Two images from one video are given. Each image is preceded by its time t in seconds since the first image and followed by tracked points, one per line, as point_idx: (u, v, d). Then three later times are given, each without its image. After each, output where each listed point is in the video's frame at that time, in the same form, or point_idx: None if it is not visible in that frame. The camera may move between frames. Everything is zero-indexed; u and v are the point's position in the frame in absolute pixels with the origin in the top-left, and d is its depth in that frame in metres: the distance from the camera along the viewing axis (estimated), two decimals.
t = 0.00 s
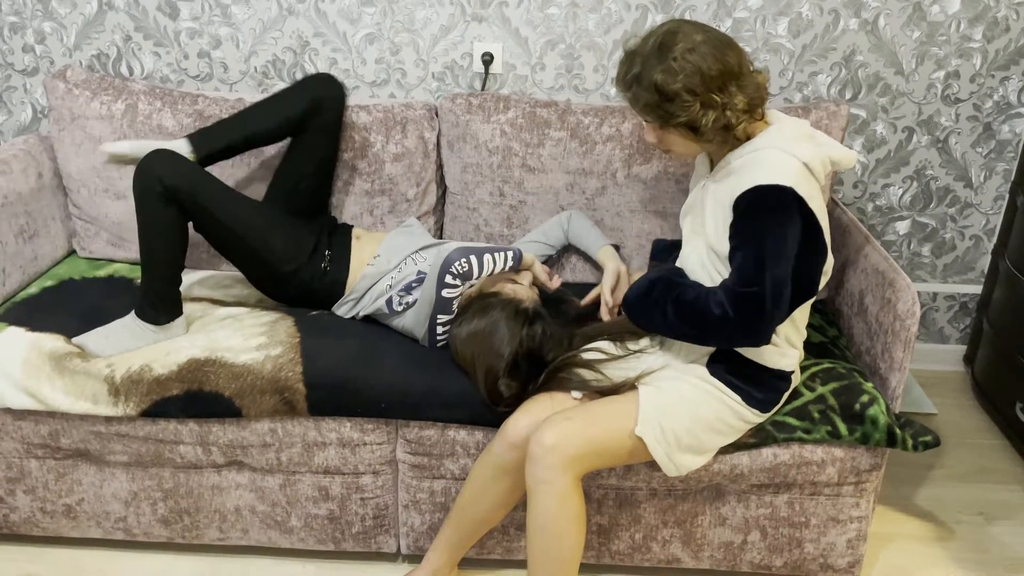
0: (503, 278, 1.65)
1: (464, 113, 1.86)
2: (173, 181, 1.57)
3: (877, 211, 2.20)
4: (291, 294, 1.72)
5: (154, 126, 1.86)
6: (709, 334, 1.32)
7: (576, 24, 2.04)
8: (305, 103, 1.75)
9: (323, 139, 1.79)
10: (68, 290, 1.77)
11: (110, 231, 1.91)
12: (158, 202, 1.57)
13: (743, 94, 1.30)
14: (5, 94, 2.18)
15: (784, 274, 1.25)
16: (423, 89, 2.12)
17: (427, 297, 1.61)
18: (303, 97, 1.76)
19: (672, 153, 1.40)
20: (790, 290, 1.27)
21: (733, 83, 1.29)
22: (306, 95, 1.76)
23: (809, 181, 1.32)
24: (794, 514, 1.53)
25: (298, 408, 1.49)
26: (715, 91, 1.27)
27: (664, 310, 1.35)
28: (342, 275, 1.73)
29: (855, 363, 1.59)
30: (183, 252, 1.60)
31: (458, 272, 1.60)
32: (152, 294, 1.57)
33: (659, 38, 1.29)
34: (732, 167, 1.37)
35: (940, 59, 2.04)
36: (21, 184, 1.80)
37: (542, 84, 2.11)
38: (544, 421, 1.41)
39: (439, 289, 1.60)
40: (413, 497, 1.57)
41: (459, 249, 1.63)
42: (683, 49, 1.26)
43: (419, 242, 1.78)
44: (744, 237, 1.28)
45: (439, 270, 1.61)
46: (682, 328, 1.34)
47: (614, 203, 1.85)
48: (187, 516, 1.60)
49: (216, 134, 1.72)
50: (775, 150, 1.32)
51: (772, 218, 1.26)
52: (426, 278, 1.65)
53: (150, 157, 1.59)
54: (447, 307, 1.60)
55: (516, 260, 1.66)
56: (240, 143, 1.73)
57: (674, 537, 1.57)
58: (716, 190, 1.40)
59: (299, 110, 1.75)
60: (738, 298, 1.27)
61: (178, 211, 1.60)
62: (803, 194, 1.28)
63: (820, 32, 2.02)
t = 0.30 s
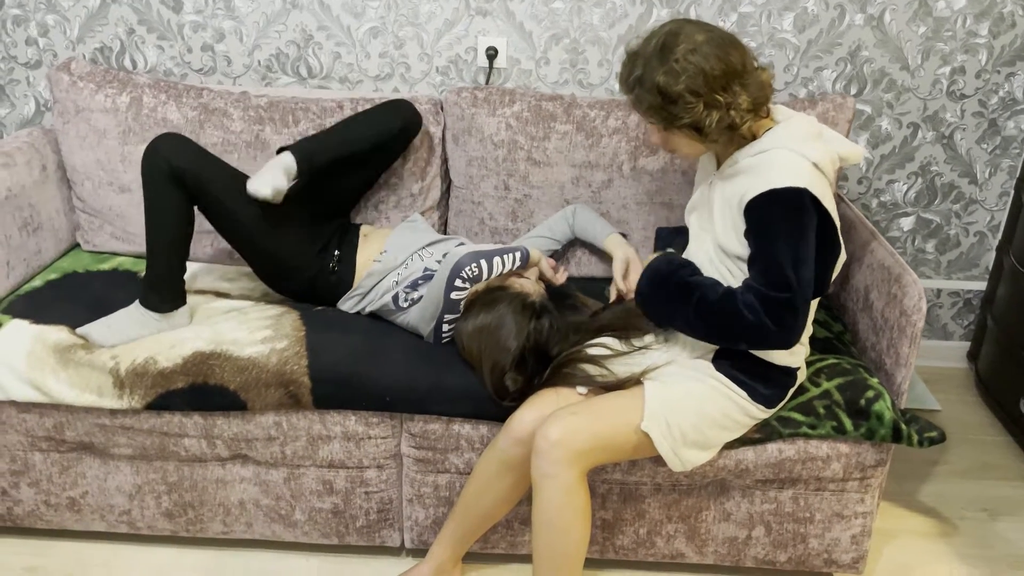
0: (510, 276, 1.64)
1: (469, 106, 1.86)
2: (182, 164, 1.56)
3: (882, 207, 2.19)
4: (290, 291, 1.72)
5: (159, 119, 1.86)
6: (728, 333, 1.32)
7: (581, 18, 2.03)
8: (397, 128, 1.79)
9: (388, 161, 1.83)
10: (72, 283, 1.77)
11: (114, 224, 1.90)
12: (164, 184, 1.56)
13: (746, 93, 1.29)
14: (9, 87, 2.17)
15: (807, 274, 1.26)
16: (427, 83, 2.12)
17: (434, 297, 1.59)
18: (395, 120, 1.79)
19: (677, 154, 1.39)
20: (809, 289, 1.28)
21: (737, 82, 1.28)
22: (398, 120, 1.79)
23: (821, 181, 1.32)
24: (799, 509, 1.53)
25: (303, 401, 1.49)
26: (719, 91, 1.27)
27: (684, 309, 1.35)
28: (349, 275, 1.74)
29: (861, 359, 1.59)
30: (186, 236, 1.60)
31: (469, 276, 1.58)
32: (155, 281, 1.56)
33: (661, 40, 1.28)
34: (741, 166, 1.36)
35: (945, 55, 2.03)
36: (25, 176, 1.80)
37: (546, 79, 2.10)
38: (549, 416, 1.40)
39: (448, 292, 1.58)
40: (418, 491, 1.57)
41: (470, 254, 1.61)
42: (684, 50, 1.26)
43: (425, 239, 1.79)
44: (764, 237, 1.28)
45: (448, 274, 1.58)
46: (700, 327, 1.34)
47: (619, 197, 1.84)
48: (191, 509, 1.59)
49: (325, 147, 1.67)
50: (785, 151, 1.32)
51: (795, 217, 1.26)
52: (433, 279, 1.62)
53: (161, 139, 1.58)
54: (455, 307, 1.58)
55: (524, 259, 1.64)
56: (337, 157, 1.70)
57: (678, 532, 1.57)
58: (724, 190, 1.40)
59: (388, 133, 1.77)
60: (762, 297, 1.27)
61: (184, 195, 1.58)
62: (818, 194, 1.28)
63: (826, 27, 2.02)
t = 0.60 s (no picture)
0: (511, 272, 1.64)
1: (474, 101, 1.86)
2: (181, 151, 1.60)
3: (885, 203, 2.20)
4: (285, 288, 1.72)
5: (163, 113, 1.86)
6: (693, 331, 1.34)
7: (585, 14, 2.03)
8: (373, 113, 1.80)
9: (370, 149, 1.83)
10: (77, 277, 1.77)
11: (118, 219, 1.91)
12: (163, 171, 1.60)
13: (752, 91, 1.29)
14: (13, 82, 2.18)
15: (774, 271, 1.26)
16: (431, 78, 2.12)
17: (437, 302, 1.58)
18: (370, 106, 1.80)
19: (684, 151, 1.39)
20: (779, 287, 1.27)
21: (742, 81, 1.28)
22: (373, 105, 1.80)
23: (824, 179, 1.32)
24: (802, 505, 1.53)
25: (308, 395, 1.49)
26: (724, 90, 1.27)
27: (643, 311, 1.39)
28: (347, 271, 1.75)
29: (865, 355, 1.59)
30: (189, 227, 1.63)
31: (471, 283, 1.56)
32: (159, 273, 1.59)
33: (666, 38, 1.28)
34: (747, 162, 1.37)
35: (950, 51, 2.03)
36: (30, 170, 1.81)
37: (550, 74, 2.10)
38: (554, 411, 1.41)
39: (451, 297, 1.56)
40: (422, 485, 1.57)
41: (471, 259, 1.59)
42: (689, 49, 1.26)
43: (428, 233, 1.78)
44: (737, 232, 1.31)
45: (451, 281, 1.56)
46: (661, 328, 1.37)
47: (623, 192, 1.85)
48: (196, 503, 1.60)
49: (296, 137, 1.70)
50: (789, 148, 1.32)
51: (772, 214, 1.26)
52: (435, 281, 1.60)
53: (166, 129, 1.63)
54: (457, 310, 1.58)
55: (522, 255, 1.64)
56: (311, 146, 1.71)
57: (681, 527, 1.57)
58: (729, 186, 1.40)
59: (363, 119, 1.79)
60: (722, 291, 1.29)
61: (183, 182, 1.61)
62: (814, 194, 1.28)
63: (830, 24, 2.02)
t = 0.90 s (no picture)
0: (511, 270, 1.64)
1: (475, 98, 1.87)
2: (183, 142, 1.61)
3: (886, 201, 2.20)
4: (286, 283, 1.73)
5: (165, 110, 1.86)
6: (690, 330, 1.33)
7: (587, 11, 2.03)
8: (369, 107, 1.81)
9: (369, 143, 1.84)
10: (79, 273, 1.77)
11: (120, 215, 1.91)
12: (166, 160, 1.60)
13: (746, 90, 1.29)
14: (15, 78, 2.18)
15: (773, 267, 1.26)
16: (433, 75, 2.12)
17: (438, 305, 1.58)
18: (366, 100, 1.81)
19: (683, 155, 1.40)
20: (778, 284, 1.27)
21: (735, 80, 1.28)
22: (369, 99, 1.81)
23: (823, 177, 1.32)
24: (802, 502, 1.54)
25: (309, 391, 1.50)
26: (717, 91, 1.26)
27: (639, 312, 1.39)
28: (348, 268, 1.75)
29: (865, 352, 1.60)
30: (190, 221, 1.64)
31: (472, 287, 1.56)
32: (161, 268, 1.59)
33: (655, 45, 1.29)
34: (744, 161, 1.37)
35: (952, 49, 2.03)
36: (33, 166, 1.81)
37: (552, 71, 2.10)
38: (553, 407, 1.41)
39: (451, 300, 1.56)
40: (423, 481, 1.58)
41: (471, 263, 1.58)
42: (678, 54, 1.26)
43: (430, 230, 1.78)
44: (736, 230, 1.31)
45: (451, 286, 1.56)
46: (657, 328, 1.36)
47: (625, 189, 1.85)
48: (197, 498, 1.61)
49: (293, 131, 1.71)
50: (786, 146, 1.32)
51: (771, 212, 1.27)
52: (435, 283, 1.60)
53: (167, 122, 1.63)
54: (457, 313, 1.57)
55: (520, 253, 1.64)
56: (308, 140, 1.73)
57: (681, 524, 1.57)
58: (728, 186, 1.40)
59: (359, 112, 1.80)
60: (721, 287, 1.29)
61: (184, 172, 1.62)
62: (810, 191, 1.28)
63: (832, 21, 2.01)
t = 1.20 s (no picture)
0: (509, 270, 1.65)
1: (475, 97, 1.87)
2: (180, 141, 1.61)
3: (886, 200, 2.20)
4: (285, 282, 1.73)
5: (165, 109, 1.86)
6: (685, 323, 1.33)
7: (587, 10, 2.03)
8: (370, 107, 1.81)
9: (368, 143, 1.84)
10: (79, 272, 1.78)
11: (120, 214, 1.91)
12: (164, 160, 1.61)
13: (741, 87, 1.29)
14: (16, 77, 2.18)
15: (769, 260, 1.26)
16: (433, 74, 2.12)
17: (437, 306, 1.57)
18: (367, 101, 1.81)
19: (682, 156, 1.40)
20: (774, 278, 1.27)
21: (730, 78, 1.28)
22: (370, 100, 1.81)
23: (822, 173, 1.32)
24: (801, 501, 1.54)
25: (308, 390, 1.50)
26: (713, 89, 1.27)
27: (634, 305, 1.38)
28: (347, 267, 1.75)
29: (864, 351, 1.60)
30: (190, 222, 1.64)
31: (471, 289, 1.56)
32: (160, 267, 1.60)
33: (649, 47, 1.29)
34: (743, 159, 1.37)
35: (952, 48, 2.03)
36: (33, 165, 1.81)
37: (551, 70, 2.10)
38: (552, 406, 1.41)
39: (449, 303, 1.56)
40: (423, 480, 1.58)
41: (469, 265, 1.58)
42: (673, 54, 1.26)
43: (429, 230, 1.79)
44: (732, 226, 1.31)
45: (450, 288, 1.55)
46: (652, 322, 1.36)
47: (625, 188, 1.85)
48: (198, 497, 1.61)
49: (293, 130, 1.72)
50: (784, 144, 1.32)
51: (767, 207, 1.27)
52: (434, 284, 1.60)
53: (164, 121, 1.64)
54: (455, 314, 1.57)
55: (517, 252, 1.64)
56: (309, 139, 1.74)
57: (680, 522, 1.58)
58: (726, 184, 1.40)
59: (360, 113, 1.80)
60: (717, 279, 1.29)
61: (182, 172, 1.63)
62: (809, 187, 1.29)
63: (832, 20, 2.01)
